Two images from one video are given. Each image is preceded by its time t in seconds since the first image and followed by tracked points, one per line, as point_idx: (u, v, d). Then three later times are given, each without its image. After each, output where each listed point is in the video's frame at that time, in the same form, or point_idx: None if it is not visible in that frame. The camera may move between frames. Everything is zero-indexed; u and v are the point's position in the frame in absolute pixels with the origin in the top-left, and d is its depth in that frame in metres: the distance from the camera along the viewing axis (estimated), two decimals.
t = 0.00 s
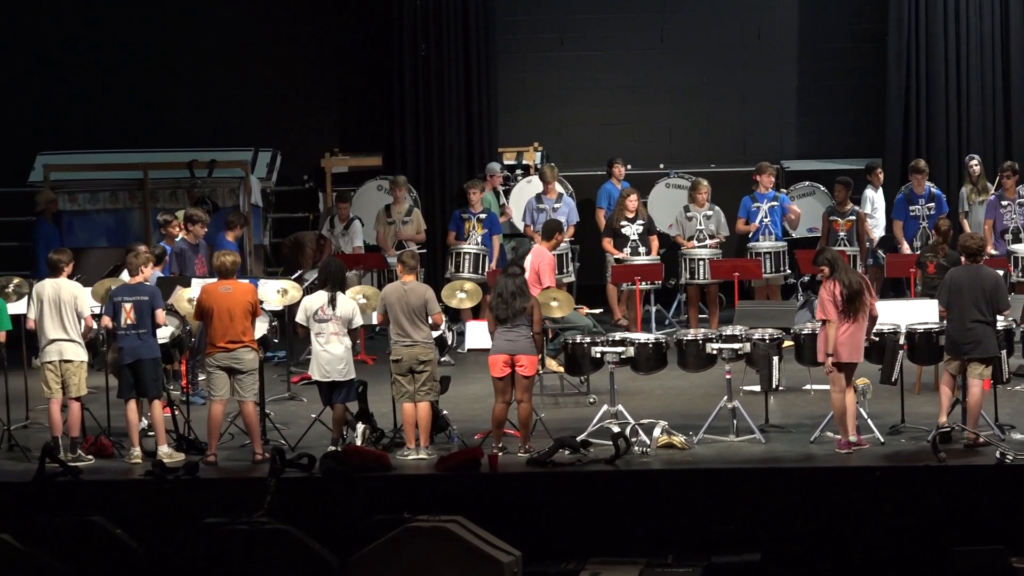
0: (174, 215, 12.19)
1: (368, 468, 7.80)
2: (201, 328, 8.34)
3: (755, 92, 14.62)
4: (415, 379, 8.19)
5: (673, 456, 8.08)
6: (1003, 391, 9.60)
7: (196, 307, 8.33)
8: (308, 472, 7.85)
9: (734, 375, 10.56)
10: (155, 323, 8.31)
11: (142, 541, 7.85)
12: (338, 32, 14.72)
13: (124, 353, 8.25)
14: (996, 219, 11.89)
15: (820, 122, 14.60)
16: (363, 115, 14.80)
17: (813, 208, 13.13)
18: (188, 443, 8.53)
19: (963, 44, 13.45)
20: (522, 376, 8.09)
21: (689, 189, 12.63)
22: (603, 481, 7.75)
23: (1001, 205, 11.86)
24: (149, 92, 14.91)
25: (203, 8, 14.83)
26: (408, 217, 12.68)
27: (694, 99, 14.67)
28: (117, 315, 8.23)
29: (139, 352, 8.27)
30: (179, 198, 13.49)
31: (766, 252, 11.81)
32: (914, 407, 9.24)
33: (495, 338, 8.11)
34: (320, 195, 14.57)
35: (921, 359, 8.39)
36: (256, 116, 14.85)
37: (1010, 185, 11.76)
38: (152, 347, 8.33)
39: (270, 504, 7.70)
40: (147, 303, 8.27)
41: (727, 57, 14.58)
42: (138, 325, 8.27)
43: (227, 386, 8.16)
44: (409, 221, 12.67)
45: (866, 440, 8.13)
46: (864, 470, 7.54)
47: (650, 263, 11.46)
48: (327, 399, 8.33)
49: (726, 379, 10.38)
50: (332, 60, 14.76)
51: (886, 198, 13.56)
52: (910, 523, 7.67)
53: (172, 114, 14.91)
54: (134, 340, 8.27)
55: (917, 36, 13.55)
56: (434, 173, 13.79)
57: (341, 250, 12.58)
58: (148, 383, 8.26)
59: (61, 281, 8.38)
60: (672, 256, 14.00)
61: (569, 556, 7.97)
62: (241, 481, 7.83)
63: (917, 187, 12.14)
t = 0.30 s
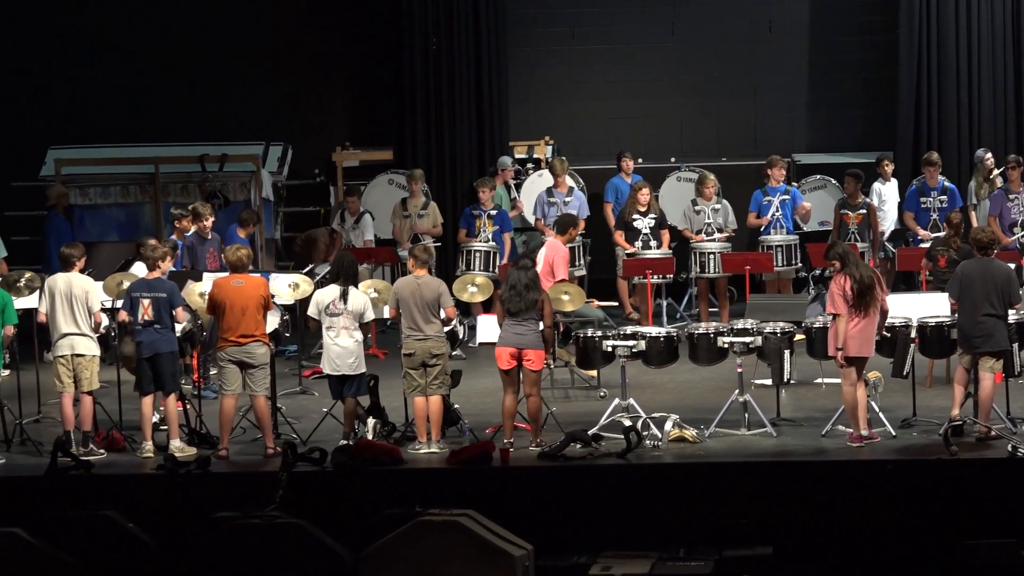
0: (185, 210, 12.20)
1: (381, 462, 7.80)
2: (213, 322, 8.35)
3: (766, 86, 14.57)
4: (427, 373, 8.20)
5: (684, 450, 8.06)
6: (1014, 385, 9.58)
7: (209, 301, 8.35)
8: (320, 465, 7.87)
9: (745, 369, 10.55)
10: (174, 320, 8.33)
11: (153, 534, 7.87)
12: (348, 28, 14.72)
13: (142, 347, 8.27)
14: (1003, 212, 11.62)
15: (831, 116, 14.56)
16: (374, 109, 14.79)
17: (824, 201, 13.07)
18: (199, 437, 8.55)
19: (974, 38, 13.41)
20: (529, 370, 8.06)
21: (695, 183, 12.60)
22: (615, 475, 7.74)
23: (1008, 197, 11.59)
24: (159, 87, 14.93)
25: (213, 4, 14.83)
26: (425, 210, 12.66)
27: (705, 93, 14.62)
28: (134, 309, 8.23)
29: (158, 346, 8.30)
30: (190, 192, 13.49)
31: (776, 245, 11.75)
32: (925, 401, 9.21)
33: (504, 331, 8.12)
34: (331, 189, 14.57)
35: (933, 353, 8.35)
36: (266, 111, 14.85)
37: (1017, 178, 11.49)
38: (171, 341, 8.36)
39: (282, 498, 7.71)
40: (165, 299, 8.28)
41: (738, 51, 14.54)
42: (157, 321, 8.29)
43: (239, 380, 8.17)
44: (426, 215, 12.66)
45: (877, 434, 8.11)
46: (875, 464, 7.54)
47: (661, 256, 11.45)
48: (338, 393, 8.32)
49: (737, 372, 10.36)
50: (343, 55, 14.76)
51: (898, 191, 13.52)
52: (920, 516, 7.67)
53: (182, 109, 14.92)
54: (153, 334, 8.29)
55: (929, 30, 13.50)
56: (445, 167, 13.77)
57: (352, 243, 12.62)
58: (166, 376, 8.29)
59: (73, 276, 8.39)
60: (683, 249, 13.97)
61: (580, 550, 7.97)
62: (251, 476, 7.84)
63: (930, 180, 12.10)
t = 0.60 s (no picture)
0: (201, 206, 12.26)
1: (397, 456, 7.80)
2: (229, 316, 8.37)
3: (781, 79, 14.52)
4: (442, 367, 8.19)
5: (699, 444, 8.04)
6: None
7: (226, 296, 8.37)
8: (335, 460, 7.86)
9: (760, 362, 10.52)
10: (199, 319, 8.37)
11: (169, 528, 7.88)
12: (362, 24, 14.73)
13: (165, 343, 8.28)
14: (1011, 207, 11.31)
15: (847, 109, 14.50)
16: (388, 105, 14.78)
17: (839, 195, 13.06)
18: (215, 432, 8.57)
19: (989, 31, 13.38)
20: (540, 364, 8.05)
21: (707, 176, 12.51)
22: (630, 469, 7.73)
23: (1019, 191, 11.25)
24: (175, 83, 14.94)
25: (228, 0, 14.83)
26: (444, 205, 12.60)
27: (720, 86, 14.57)
28: (157, 305, 8.27)
29: (181, 342, 8.31)
30: (205, 187, 13.49)
31: (791, 239, 11.74)
32: (941, 393, 9.18)
33: (513, 327, 8.11)
34: (346, 184, 14.58)
35: (949, 346, 8.28)
36: (281, 107, 14.87)
37: None
38: (194, 337, 8.37)
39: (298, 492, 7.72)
40: (187, 297, 8.30)
41: (753, 45, 14.50)
42: (179, 318, 8.31)
43: (254, 375, 8.19)
44: (445, 209, 12.59)
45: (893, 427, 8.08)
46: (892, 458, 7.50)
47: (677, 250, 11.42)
48: (353, 387, 8.34)
49: (753, 366, 10.33)
50: (357, 50, 14.76)
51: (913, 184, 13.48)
52: (937, 510, 7.64)
53: (197, 105, 14.93)
54: (176, 330, 8.32)
55: (944, 23, 13.46)
56: (460, 162, 13.76)
57: (367, 238, 12.54)
58: (189, 372, 8.29)
59: (89, 271, 8.43)
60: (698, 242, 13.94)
61: (595, 543, 7.96)
62: (267, 470, 7.84)
63: (949, 172, 12.04)
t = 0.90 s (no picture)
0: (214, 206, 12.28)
1: (410, 456, 7.80)
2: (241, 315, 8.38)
3: (795, 81, 14.48)
4: (455, 367, 8.20)
5: (712, 445, 8.02)
6: None
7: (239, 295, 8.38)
8: (347, 460, 7.85)
9: (773, 363, 10.49)
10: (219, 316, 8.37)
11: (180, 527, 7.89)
12: (376, 25, 14.74)
13: (184, 343, 8.31)
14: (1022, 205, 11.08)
15: (860, 111, 14.45)
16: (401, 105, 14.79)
17: (853, 197, 12.98)
18: (228, 431, 8.58)
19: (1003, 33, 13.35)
20: (548, 365, 8.05)
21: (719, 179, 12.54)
22: (642, 470, 7.71)
23: None
24: (188, 83, 14.97)
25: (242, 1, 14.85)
26: (459, 206, 12.61)
27: (733, 87, 14.54)
28: (176, 304, 8.27)
29: (200, 342, 8.32)
30: (219, 186, 13.51)
31: (805, 240, 11.73)
32: (954, 395, 9.14)
33: (521, 328, 8.11)
34: (359, 183, 14.58)
35: (960, 348, 8.28)
36: (294, 107, 14.89)
37: None
38: (212, 337, 8.37)
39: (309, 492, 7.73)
40: (208, 297, 8.31)
41: (767, 46, 14.46)
42: (198, 318, 8.31)
43: (266, 374, 8.19)
44: (459, 210, 12.60)
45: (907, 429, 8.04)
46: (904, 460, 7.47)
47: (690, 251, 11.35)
48: (366, 387, 8.34)
49: (765, 367, 10.30)
50: (370, 52, 14.78)
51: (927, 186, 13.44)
52: (950, 512, 7.60)
53: (210, 105, 14.95)
54: (195, 330, 8.33)
55: (958, 25, 13.44)
56: (473, 162, 13.76)
57: (380, 237, 12.58)
58: (208, 372, 8.30)
59: (102, 269, 8.45)
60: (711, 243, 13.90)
61: (607, 545, 7.95)
62: (277, 469, 7.84)
63: (964, 174, 11.96)
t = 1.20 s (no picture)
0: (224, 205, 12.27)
1: (422, 455, 7.79)
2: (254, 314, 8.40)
3: (807, 81, 14.44)
4: (466, 367, 8.19)
5: (723, 446, 8.00)
6: None
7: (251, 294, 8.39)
8: (358, 460, 7.85)
9: (785, 364, 10.47)
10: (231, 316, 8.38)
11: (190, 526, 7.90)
12: (387, 25, 14.75)
13: (196, 343, 8.33)
14: None
15: (872, 111, 14.42)
16: (412, 106, 14.80)
17: (865, 197, 12.92)
18: (239, 430, 8.58)
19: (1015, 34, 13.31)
20: (557, 366, 8.06)
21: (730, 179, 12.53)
22: (651, 470, 7.69)
23: None
24: (200, 83, 14.99)
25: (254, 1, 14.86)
26: (468, 205, 12.58)
27: (745, 88, 14.51)
28: (189, 302, 8.28)
29: (211, 342, 8.33)
30: (231, 185, 13.53)
31: (818, 241, 11.70)
32: (966, 397, 9.11)
33: (530, 328, 8.10)
34: (370, 183, 14.59)
35: (973, 348, 8.21)
36: (306, 107, 14.90)
37: None
38: (224, 337, 8.38)
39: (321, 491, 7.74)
40: (221, 296, 8.32)
41: (779, 46, 14.43)
42: (210, 316, 8.32)
43: (277, 373, 8.20)
44: (469, 209, 12.57)
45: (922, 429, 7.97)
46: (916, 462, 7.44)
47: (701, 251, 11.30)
48: (378, 386, 8.34)
49: (777, 367, 10.27)
50: (381, 52, 14.79)
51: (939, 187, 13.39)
52: (961, 513, 7.57)
53: (222, 105, 14.97)
54: (207, 330, 8.34)
55: (970, 26, 13.39)
56: (484, 162, 13.75)
57: (392, 235, 12.54)
58: (218, 371, 8.31)
59: (114, 268, 8.46)
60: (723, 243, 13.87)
61: (617, 545, 7.94)
62: (288, 468, 7.84)
63: (976, 175, 11.93)
